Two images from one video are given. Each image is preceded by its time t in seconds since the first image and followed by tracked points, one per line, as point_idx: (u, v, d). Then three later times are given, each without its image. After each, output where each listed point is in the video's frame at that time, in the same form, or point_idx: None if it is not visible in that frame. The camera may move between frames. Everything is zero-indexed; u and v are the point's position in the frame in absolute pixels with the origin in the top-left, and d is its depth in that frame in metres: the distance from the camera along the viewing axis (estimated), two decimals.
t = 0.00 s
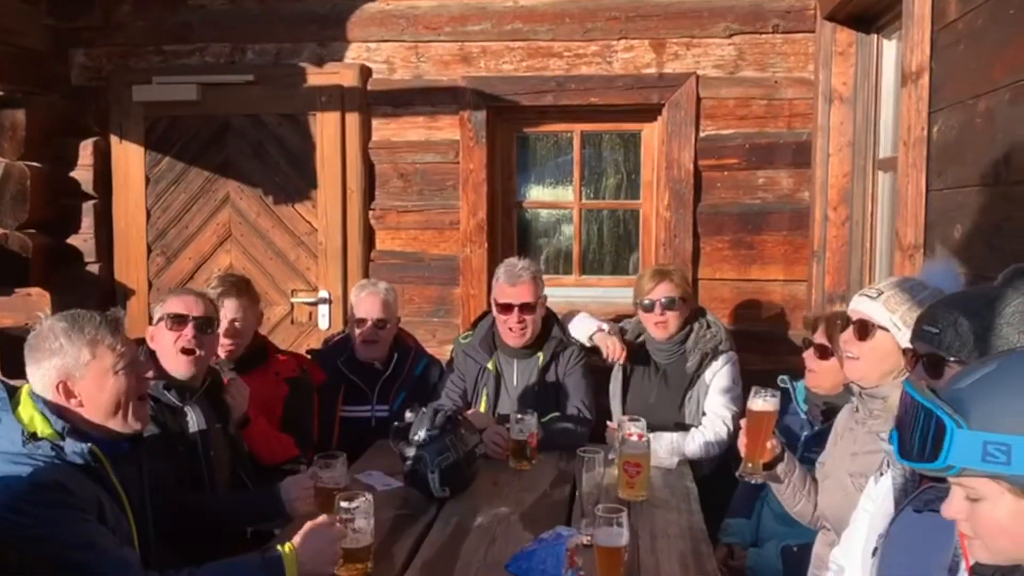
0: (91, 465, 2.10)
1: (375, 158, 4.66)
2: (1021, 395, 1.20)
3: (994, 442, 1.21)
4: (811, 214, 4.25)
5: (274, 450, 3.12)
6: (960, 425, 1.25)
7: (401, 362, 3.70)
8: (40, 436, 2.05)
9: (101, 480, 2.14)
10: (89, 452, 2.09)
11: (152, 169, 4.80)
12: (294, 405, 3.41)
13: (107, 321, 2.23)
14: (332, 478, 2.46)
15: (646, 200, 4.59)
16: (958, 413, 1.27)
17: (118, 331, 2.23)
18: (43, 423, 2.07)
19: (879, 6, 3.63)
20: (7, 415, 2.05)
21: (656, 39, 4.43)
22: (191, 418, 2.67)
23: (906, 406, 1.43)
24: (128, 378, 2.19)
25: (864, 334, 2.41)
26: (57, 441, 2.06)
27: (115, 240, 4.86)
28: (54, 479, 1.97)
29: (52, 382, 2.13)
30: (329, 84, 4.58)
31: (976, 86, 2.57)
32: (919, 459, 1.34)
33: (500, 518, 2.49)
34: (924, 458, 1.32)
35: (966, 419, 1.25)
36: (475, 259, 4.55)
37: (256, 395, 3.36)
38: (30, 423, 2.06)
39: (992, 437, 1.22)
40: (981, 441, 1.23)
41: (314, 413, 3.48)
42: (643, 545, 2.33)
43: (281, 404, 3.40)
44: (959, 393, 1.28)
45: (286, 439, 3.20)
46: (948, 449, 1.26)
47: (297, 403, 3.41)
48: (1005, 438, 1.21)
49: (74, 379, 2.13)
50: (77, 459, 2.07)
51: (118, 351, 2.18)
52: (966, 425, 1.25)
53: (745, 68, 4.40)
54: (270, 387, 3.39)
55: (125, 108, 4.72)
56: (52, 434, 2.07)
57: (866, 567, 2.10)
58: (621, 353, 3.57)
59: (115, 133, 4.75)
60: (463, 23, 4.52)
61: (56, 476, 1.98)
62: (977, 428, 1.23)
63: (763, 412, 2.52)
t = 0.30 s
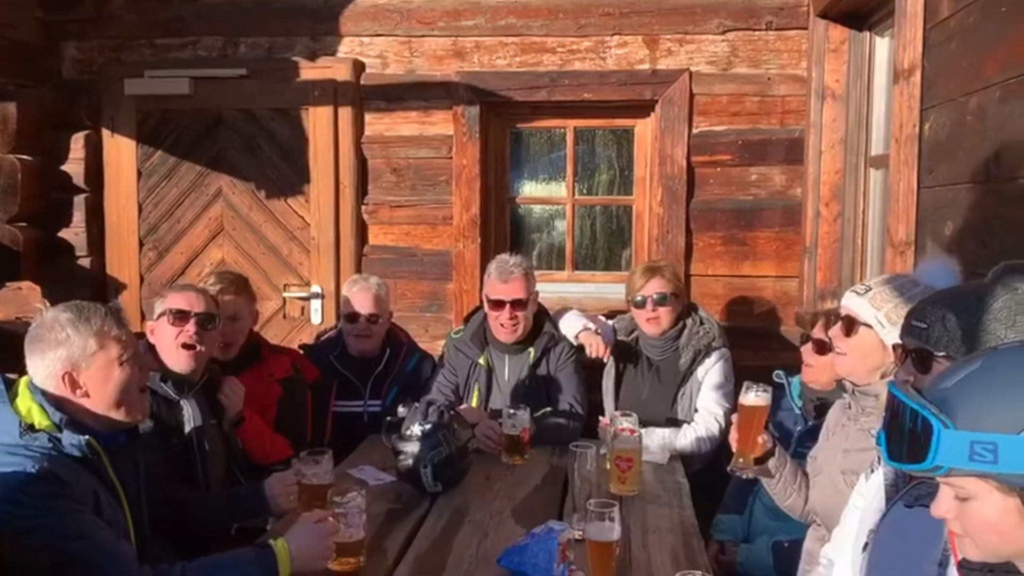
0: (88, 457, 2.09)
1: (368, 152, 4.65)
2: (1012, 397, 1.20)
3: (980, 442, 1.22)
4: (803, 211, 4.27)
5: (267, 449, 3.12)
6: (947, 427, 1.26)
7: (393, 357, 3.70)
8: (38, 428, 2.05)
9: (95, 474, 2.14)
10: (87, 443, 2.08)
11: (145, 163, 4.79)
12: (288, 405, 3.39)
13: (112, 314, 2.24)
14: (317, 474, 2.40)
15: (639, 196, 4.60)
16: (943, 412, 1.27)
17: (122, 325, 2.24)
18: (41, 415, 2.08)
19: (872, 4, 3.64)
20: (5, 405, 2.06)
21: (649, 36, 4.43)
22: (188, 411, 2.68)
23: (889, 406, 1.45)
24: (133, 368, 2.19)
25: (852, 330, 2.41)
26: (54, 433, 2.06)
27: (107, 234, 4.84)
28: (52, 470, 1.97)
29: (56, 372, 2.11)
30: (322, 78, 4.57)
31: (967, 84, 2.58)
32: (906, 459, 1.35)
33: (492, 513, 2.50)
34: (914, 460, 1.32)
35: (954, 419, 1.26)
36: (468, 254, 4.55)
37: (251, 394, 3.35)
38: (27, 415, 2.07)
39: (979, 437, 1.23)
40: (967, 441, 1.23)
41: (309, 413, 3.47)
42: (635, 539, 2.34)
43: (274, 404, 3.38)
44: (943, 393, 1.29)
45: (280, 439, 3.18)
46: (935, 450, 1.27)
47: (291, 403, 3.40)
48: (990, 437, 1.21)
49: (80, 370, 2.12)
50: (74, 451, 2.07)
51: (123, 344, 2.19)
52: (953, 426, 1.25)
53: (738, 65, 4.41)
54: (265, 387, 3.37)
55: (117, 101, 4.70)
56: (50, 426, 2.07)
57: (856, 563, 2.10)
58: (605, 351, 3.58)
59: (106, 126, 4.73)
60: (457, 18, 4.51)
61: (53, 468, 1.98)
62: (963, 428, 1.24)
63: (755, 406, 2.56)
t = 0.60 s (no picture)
0: (78, 441, 2.11)
1: (361, 139, 4.64)
2: (1002, 382, 1.22)
3: (968, 427, 1.24)
4: (795, 202, 4.29)
5: (261, 438, 3.14)
6: (936, 411, 1.27)
7: (385, 344, 3.71)
8: (28, 411, 2.06)
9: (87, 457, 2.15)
10: (78, 427, 2.10)
11: (136, 147, 4.77)
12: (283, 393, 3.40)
13: (108, 299, 2.24)
14: (308, 459, 2.42)
15: (632, 185, 4.61)
16: (934, 397, 1.29)
17: (119, 310, 2.24)
18: (32, 397, 2.08)
19: None
20: None
21: (643, 25, 4.43)
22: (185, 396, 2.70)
23: (883, 393, 1.46)
24: (128, 354, 2.20)
25: (841, 321, 2.45)
26: (45, 417, 2.07)
27: (98, 218, 4.82)
28: (44, 454, 1.97)
29: (53, 357, 2.11)
30: (315, 64, 4.56)
31: (959, 77, 2.60)
32: (896, 445, 1.37)
33: (483, 499, 2.51)
34: (903, 444, 1.34)
35: (943, 404, 1.27)
36: (460, 242, 4.55)
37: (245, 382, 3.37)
38: (19, 398, 2.06)
39: (968, 422, 1.24)
40: (956, 426, 1.25)
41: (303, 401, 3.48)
42: (624, 526, 2.35)
43: (269, 392, 3.39)
44: (935, 378, 1.31)
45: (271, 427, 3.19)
46: (923, 434, 1.29)
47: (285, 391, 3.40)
48: (978, 423, 1.23)
49: (77, 354, 2.13)
50: (65, 435, 2.08)
51: (121, 329, 2.19)
52: (943, 410, 1.27)
53: (732, 56, 4.42)
54: (260, 374, 3.38)
55: (108, 85, 4.67)
56: (39, 409, 2.07)
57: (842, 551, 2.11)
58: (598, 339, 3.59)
59: (97, 110, 4.70)
60: (451, 5, 4.50)
61: (46, 451, 1.99)
62: (952, 413, 1.26)
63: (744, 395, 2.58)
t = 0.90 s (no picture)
0: (77, 413, 2.13)
1: (356, 120, 4.63)
2: (996, 364, 1.24)
3: (957, 408, 1.26)
4: (788, 190, 4.31)
5: (254, 418, 3.17)
6: (928, 389, 1.30)
7: (379, 325, 3.72)
8: (27, 382, 2.08)
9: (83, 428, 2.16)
10: (76, 399, 2.12)
11: (129, 124, 4.75)
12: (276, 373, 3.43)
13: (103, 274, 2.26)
14: (300, 438, 2.43)
15: (626, 171, 4.62)
16: (927, 376, 1.32)
17: (112, 286, 2.25)
18: (29, 368, 2.10)
19: None
20: None
21: (640, 10, 4.42)
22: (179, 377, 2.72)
23: (881, 369, 1.48)
24: (119, 330, 2.20)
25: (824, 306, 2.50)
26: (44, 387, 2.10)
27: (90, 195, 4.81)
28: (40, 425, 1.99)
29: (42, 330, 2.12)
30: (311, 44, 4.55)
31: (953, 67, 2.62)
32: (886, 419, 1.40)
33: (474, 480, 2.53)
34: (892, 418, 1.38)
35: (936, 383, 1.30)
36: (454, 225, 4.56)
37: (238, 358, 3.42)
38: (16, 369, 2.09)
39: (957, 402, 1.26)
40: (944, 406, 1.27)
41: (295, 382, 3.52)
42: (613, 508, 2.38)
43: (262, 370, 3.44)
44: (932, 357, 1.33)
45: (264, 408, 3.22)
46: (913, 411, 1.32)
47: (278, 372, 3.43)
48: (966, 404, 1.25)
49: (67, 327, 2.14)
50: (63, 406, 2.10)
51: (113, 304, 2.20)
52: (934, 389, 1.30)
53: (728, 43, 4.42)
54: (251, 351, 3.44)
55: (102, 61, 4.65)
56: (38, 380, 2.10)
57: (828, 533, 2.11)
58: (591, 323, 3.62)
59: (90, 86, 4.68)
60: None
61: (43, 423, 2.00)
62: (943, 394, 1.28)
63: (732, 378, 2.59)
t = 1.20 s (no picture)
0: (77, 391, 2.15)
1: (356, 100, 4.63)
2: (992, 346, 1.26)
3: (953, 387, 1.28)
4: (787, 176, 4.32)
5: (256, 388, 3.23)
6: (926, 368, 1.32)
7: (376, 305, 3.73)
8: (27, 359, 2.11)
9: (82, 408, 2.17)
10: (76, 377, 2.14)
11: (129, 102, 4.74)
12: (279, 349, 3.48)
13: (105, 260, 2.25)
14: (303, 415, 2.46)
15: (626, 155, 4.63)
16: (926, 357, 1.34)
17: (111, 271, 2.25)
18: (29, 346, 2.13)
19: None
20: None
21: None
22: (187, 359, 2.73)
23: (881, 346, 1.49)
24: (108, 317, 2.21)
25: (821, 289, 2.52)
26: (44, 365, 2.12)
27: (89, 172, 4.80)
28: (40, 401, 2.02)
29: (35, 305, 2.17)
30: (312, 23, 4.55)
31: (953, 54, 2.62)
32: (883, 397, 1.42)
33: (471, 460, 2.55)
34: (890, 397, 1.40)
35: (934, 363, 1.32)
36: (453, 207, 4.57)
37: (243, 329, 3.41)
38: (18, 346, 2.13)
39: (954, 382, 1.28)
40: (942, 385, 1.29)
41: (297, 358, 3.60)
42: (608, 487, 2.41)
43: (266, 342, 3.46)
44: (930, 339, 1.35)
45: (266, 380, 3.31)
46: (911, 390, 1.34)
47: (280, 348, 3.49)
48: (963, 384, 1.27)
49: (58, 308, 2.17)
50: (62, 384, 2.12)
51: (107, 293, 2.20)
52: (932, 369, 1.31)
53: (729, 27, 4.41)
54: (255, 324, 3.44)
55: (102, 38, 4.64)
56: (38, 357, 2.13)
57: (822, 516, 2.13)
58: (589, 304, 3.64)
59: (90, 63, 4.68)
60: None
61: (41, 399, 2.03)
62: (941, 372, 1.30)
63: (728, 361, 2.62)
